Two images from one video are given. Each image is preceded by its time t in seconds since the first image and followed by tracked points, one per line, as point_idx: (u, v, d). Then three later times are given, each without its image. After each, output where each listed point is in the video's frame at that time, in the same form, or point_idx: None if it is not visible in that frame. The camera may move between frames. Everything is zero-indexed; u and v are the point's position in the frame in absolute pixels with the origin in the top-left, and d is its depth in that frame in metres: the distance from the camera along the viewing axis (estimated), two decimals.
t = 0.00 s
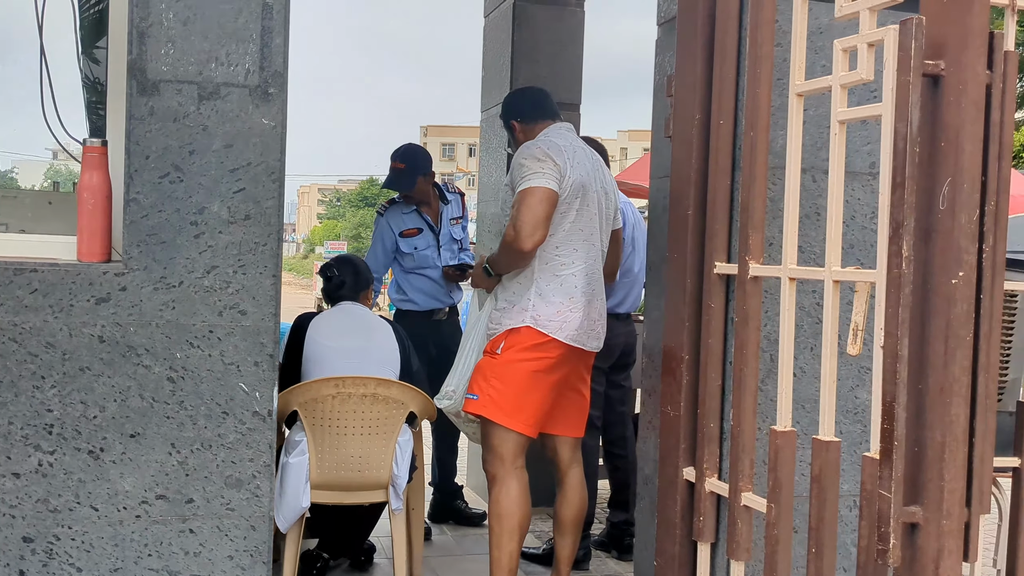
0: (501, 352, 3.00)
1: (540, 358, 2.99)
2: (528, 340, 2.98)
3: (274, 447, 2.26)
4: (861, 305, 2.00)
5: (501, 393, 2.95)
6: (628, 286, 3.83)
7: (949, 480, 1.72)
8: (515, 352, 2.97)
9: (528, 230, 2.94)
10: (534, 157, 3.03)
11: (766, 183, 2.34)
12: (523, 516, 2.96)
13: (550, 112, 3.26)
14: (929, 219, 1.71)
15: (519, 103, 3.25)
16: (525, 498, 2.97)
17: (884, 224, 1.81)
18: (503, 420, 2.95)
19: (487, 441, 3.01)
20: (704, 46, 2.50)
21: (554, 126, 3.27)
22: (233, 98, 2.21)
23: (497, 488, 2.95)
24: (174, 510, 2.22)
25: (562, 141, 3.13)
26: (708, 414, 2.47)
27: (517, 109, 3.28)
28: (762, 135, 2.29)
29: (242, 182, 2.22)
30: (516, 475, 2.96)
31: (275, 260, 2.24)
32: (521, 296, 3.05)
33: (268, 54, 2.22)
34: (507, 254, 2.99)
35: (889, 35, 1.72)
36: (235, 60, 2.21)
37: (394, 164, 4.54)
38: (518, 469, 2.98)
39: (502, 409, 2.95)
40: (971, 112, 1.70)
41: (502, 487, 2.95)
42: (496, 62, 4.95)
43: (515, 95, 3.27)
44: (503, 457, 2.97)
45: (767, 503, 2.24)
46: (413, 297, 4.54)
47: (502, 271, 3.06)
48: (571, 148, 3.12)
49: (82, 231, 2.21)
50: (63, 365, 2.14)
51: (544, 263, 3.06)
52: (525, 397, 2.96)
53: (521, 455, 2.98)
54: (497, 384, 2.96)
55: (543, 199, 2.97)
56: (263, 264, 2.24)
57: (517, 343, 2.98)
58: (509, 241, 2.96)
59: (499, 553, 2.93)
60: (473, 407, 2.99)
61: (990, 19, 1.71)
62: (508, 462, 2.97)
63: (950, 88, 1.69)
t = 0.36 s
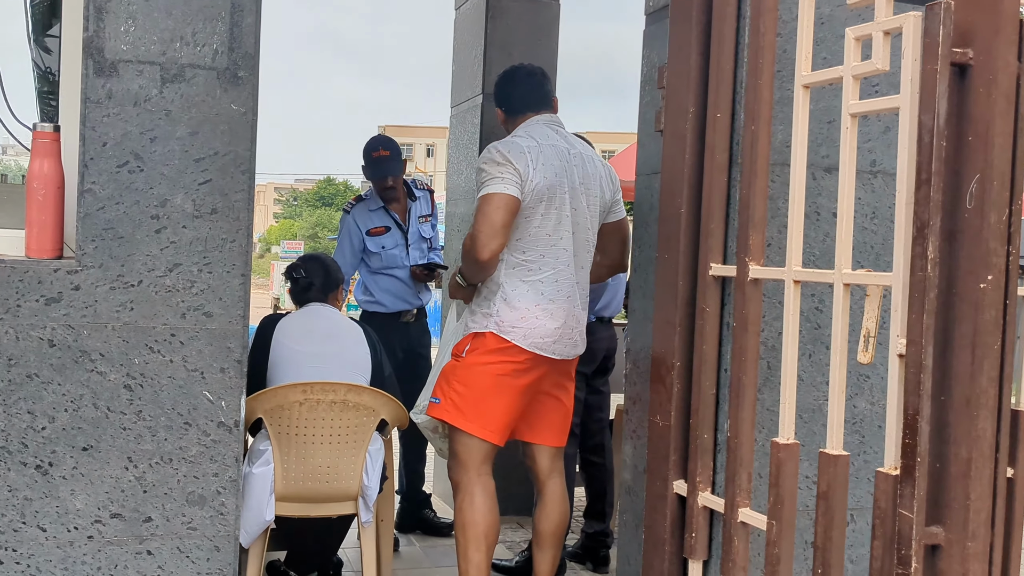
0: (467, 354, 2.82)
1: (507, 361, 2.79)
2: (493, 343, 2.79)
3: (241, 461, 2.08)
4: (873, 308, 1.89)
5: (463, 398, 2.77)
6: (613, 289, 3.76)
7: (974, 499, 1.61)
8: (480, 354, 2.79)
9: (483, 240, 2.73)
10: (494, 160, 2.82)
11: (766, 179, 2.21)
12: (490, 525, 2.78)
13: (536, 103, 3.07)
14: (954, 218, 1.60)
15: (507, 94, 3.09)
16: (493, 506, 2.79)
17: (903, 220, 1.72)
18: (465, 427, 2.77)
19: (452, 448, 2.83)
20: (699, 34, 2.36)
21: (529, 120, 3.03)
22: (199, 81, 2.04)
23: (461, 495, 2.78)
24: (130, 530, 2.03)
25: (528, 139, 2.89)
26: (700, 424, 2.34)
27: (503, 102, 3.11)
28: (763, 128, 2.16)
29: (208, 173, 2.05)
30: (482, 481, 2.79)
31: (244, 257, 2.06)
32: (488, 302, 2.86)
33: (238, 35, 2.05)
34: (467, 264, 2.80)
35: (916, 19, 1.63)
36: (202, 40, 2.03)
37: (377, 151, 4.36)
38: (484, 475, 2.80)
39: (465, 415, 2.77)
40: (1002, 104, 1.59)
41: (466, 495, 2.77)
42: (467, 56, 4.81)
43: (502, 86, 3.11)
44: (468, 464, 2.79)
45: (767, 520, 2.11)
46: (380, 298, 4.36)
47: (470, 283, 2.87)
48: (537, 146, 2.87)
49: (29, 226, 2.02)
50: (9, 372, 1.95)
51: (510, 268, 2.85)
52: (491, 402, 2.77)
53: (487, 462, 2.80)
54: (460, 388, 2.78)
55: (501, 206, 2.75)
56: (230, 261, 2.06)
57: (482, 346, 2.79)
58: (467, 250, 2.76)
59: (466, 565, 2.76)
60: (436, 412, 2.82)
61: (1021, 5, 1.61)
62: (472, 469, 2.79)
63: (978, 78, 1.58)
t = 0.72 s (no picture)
0: (483, 366, 2.65)
1: (525, 374, 2.62)
2: (511, 355, 2.61)
3: (241, 490, 2.00)
4: (937, 325, 1.63)
5: (478, 413, 2.60)
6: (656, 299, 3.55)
7: None
8: (498, 366, 2.62)
9: (497, 246, 2.56)
10: (513, 160, 2.64)
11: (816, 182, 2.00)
12: (506, 548, 2.60)
13: (565, 99, 2.89)
14: None
15: (537, 90, 2.91)
16: (510, 529, 2.61)
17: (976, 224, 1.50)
18: (479, 444, 2.59)
19: (466, 466, 2.66)
20: (740, 22, 2.16)
21: (556, 117, 2.84)
22: (196, 77, 1.91)
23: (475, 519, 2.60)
24: (121, 564, 1.96)
25: (551, 138, 2.70)
26: (742, 447, 2.14)
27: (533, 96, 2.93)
28: (812, 126, 1.95)
29: (206, 176, 1.93)
30: (497, 503, 2.60)
31: (245, 268, 1.96)
32: (506, 311, 2.69)
33: (238, 26, 1.92)
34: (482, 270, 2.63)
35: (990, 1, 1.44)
36: (199, 32, 1.90)
37: (410, 147, 4.20)
38: (499, 496, 2.62)
39: (480, 432, 2.59)
40: None
41: (481, 517, 2.59)
42: (490, 53, 4.65)
43: (533, 82, 2.94)
44: (483, 484, 2.61)
45: (816, 556, 1.88)
46: (398, 305, 4.20)
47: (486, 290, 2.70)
48: (560, 146, 2.68)
49: (13, 232, 1.93)
50: None
51: (530, 275, 2.68)
52: (508, 419, 2.60)
53: (503, 482, 2.62)
54: (474, 402, 2.61)
55: (517, 210, 2.57)
56: (229, 272, 1.96)
57: (499, 358, 2.62)
58: (481, 255, 2.59)
59: None
60: (450, 427, 2.66)
61: None
62: (488, 489, 2.61)
63: None
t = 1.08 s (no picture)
0: (483, 366, 2.54)
1: (527, 376, 2.51)
2: (512, 355, 2.50)
3: (222, 501, 1.92)
4: (962, 325, 1.49)
5: (477, 415, 2.49)
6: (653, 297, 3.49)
7: None
8: (498, 366, 2.51)
9: (497, 243, 2.45)
10: (513, 152, 2.53)
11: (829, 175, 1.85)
12: (504, 557, 2.49)
13: (565, 86, 2.78)
14: None
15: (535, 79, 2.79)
16: (508, 536, 2.50)
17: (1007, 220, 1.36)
18: (477, 447, 2.48)
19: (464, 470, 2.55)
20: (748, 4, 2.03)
21: (558, 107, 2.73)
22: (171, 61, 1.83)
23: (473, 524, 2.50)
24: None
25: (553, 129, 2.58)
26: (750, 451, 2.03)
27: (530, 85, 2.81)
28: (826, 114, 1.80)
29: (183, 168, 1.85)
30: (496, 509, 2.50)
31: (224, 264, 1.88)
32: (506, 310, 2.58)
33: (216, 7, 1.84)
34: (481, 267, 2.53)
35: None
36: (174, 14, 1.83)
37: (415, 134, 4.11)
38: (498, 502, 2.51)
39: (478, 435, 2.49)
40: None
41: (479, 523, 2.49)
42: (485, 42, 4.55)
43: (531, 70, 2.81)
44: (481, 489, 2.51)
45: (830, 565, 1.74)
46: (393, 302, 4.09)
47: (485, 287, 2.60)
48: (563, 137, 2.56)
49: None
50: None
51: (531, 272, 2.57)
52: (509, 423, 2.49)
53: (502, 487, 2.51)
54: (473, 404, 2.50)
55: (517, 206, 2.46)
56: (208, 270, 1.87)
57: (499, 358, 2.51)
58: (481, 252, 2.49)
59: None
60: (447, 430, 2.55)
61: None
62: (486, 495, 2.51)
63: None
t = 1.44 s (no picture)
0: (437, 364, 2.50)
1: (483, 373, 2.47)
2: (468, 353, 2.47)
3: (166, 504, 1.85)
4: (919, 319, 1.50)
5: (432, 414, 2.45)
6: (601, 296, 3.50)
7: None
8: (453, 364, 2.47)
9: (456, 235, 2.41)
10: (472, 143, 2.49)
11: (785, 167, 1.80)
12: (457, 557, 2.46)
13: (522, 80, 2.76)
14: None
15: (493, 70, 2.76)
16: (462, 537, 2.47)
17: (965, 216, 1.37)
18: (432, 446, 2.44)
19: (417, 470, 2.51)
20: None
21: (515, 101, 2.70)
22: (112, 46, 1.76)
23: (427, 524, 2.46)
24: None
25: (512, 121, 2.57)
26: (706, 447, 1.99)
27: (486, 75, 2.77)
28: (783, 108, 1.75)
29: (125, 157, 1.78)
30: (451, 509, 2.46)
31: (168, 258, 1.81)
32: (462, 305, 2.54)
33: None
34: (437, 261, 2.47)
35: None
36: None
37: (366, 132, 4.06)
38: (452, 502, 2.48)
39: (433, 434, 2.44)
40: None
41: (432, 525, 2.45)
42: (433, 37, 4.50)
43: (487, 61, 2.78)
44: (435, 490, 2.46)
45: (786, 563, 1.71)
46: (339, 298, 4.02)
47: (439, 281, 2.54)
48: (523, 130, 2.55)
49: None
50: None
51: (488, 267, 2.53)
52: (464, 421, 2.45)
53: (457, 487, 2.48)
54: (429, 402, 2.46)
55: (477, 197, 2.43)
56: (151, 263, 1.80)
57: (455, 355, 2.47)
58: (439, 246, 2.43)
59: None
60: (401, 429, 2.50)
61: None
62: (440, 496, 2.46)
63: None
